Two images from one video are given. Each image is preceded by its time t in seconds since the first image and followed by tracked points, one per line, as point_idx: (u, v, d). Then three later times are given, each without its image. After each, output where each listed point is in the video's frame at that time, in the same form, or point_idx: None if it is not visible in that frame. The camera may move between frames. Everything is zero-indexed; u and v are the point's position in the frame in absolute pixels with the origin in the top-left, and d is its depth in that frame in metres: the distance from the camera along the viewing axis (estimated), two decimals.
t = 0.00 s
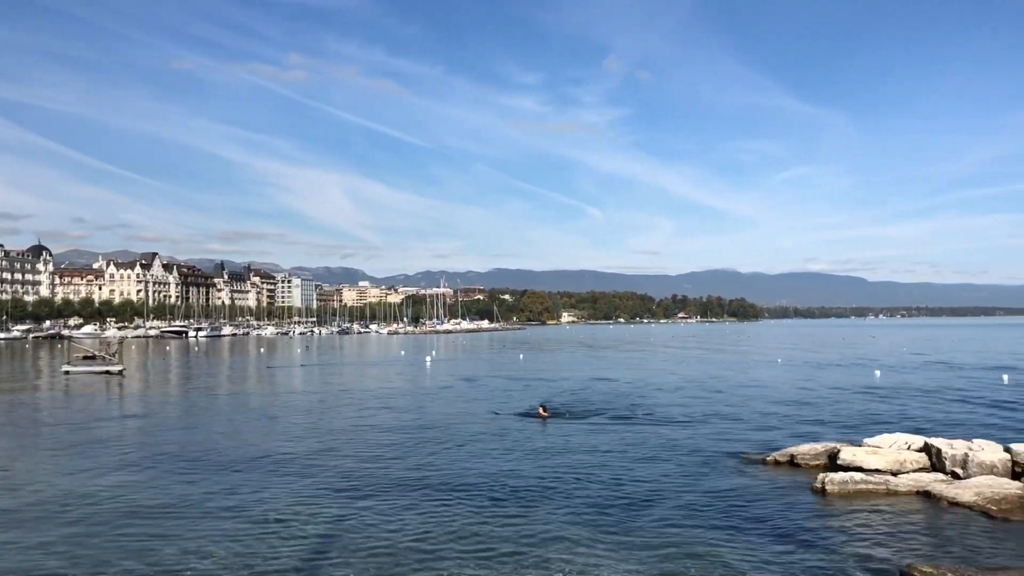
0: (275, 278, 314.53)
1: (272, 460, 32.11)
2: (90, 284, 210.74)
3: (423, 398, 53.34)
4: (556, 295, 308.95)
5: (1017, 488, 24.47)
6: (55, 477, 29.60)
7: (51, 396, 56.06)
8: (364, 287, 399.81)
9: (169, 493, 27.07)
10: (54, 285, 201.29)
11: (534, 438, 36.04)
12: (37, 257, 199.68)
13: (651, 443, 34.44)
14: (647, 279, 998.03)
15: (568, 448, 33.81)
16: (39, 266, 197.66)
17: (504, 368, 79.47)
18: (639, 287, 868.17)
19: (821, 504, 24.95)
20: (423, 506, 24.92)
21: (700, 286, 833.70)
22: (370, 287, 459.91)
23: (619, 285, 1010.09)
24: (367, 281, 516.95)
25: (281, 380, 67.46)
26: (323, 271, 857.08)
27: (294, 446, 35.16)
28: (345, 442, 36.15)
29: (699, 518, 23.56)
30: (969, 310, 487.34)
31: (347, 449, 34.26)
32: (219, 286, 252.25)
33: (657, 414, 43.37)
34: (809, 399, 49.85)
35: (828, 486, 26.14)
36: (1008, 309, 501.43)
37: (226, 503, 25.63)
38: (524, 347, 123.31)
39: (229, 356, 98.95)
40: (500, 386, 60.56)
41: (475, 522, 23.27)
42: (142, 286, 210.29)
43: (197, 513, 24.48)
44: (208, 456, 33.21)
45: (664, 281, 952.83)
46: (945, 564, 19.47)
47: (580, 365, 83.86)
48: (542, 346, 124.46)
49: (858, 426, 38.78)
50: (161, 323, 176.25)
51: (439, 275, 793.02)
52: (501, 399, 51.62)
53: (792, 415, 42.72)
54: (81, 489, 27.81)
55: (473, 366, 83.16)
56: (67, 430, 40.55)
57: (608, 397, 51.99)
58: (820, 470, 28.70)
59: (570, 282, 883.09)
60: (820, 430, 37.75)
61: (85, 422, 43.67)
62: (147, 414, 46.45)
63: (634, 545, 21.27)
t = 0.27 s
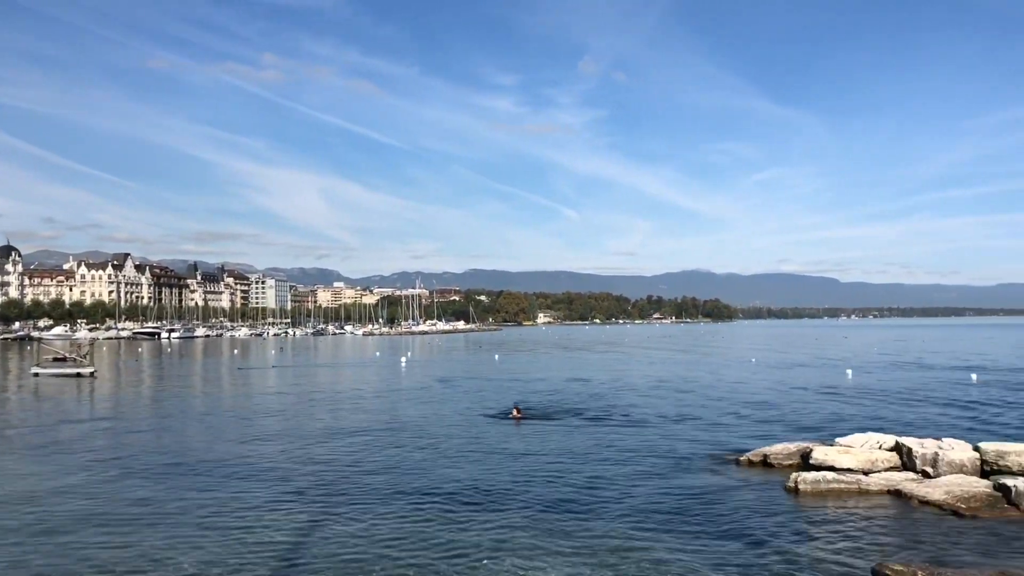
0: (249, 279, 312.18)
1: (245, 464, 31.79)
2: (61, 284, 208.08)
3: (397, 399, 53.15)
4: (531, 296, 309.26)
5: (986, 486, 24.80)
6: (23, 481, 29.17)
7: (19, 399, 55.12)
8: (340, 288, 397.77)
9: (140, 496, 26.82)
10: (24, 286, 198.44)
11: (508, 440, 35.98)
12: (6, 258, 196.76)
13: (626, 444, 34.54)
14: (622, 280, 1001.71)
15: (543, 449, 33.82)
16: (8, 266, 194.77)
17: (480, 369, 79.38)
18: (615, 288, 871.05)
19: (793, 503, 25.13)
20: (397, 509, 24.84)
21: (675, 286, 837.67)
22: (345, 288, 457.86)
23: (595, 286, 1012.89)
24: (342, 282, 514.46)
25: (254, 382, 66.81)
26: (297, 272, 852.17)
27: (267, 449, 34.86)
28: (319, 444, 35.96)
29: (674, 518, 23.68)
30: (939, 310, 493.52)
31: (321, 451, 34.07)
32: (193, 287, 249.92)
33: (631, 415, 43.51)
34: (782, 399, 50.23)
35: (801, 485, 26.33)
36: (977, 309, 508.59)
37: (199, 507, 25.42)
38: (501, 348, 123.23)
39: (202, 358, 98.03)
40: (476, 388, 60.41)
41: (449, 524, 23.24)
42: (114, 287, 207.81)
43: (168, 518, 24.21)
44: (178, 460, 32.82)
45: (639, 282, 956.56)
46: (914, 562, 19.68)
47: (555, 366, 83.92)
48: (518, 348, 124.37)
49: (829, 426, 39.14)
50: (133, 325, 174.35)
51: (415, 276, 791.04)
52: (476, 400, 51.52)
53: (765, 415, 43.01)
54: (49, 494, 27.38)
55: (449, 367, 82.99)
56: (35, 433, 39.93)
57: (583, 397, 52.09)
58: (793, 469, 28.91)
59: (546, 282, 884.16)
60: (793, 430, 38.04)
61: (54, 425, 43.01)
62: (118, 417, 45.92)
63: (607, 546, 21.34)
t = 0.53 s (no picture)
0: (222, 279, 309.64)
1: (217, 465, 31.53)
2: (30, 284, 205.28)
3: (371, 400, 52.92)
4: (507, 296, 309.28)
5: (954, 485, 25.13)
6: None
7: None
8: (314, 288, 395.60)
9: (111, 499, 26.52)
10: None
11: (483, 441, 35.95)
12: None
13: (600, 445, 34.65)
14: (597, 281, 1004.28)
15: (518, 450, 33.84)
16: None
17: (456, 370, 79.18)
18: (590, 288, 873.08)
19: (766, 503, 25.31)
20: (372, 511, 24.73)
21: (650, 286, 841.50)
22: (320, 289, 455.39)
23: (570, 287, 1014.60)
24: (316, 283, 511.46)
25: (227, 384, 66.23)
26: (271, 272, 846.43)
27: (240, 450, 34.59)
28: (292, 445, 35.74)
29: (647, 518, 23.79)
30: (910, 311, 499.43)
31: (294, 453, 33.87)
32: (165, 288, 247.44)
33: (605, 415, 43.63)
34: (755, 399, 50.56)
35: (774, 485, 26.54)
36: (946, 310, 515.33)
37: (171, 509, 25.18)
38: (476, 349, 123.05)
39: (173, 358, 97.02)
40: (451, 389, 60.29)
41: (424, 526, 23.17)
42: (85, 287, 205.27)
43: (139, 520, 23.98)
44: (150, 462, 32.50)
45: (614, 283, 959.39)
46: (886, 560, 19.88)
47: (530, 367, 83.93)
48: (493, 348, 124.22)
49: (801, 426, 39.46)
50: (104, 325, 172.30)
51: (390, 276, 788.39)
52: (451, 401, 51.44)
53: (738, 415, 43.28)
54: (17, 496, 27.00)
55: (424, 368, 82.79)
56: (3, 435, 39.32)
57: (557, 398, 52.17)
58: (766, 470, 29.12)
59: (522, 283, 884.64)
60: (765, 430, 38.31)
61: (23, 427, 42.40)
62: (88, 419, 45.28)
63: (582, 546, 21.41)
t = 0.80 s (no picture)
0: (195, 279, 306.77)
1: (189, 467, 31.20)
2: None
3: (346, 401, 52.65)
4: (483, 297, 308.93)
5: (925, 485, 25.37)
6: None
7: None
8: (289, 287, 392.93)
9: (80, 501, 26.18)
10: None
11: (457, 442, 35.84)
12: None
13: (574, 446, 34.67)
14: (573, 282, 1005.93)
15: (493, 450, 33.78)
16: None
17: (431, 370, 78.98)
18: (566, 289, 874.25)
19: (740, 503, 25.41)
20: (348, 512, 24.61)
21: (625, 287, 843.67)
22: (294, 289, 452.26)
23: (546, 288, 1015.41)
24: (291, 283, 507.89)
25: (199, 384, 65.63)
26: (245, 272, 839.89)
27: (211, 452, 34.27)
28: (265, 446, 35.44)
29: (621, 519, 23.83)
30: (881, 312, 504.55)
31: (267, 454, 33.61)
32: (137, 287, 244.72)
33: (580, 415, 43.67)
34: (729, 400, 50.80)
35: (747, 485, 26.66)
36: (918, 311, 521.25)
37: (141, 511, 24.91)
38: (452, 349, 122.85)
39: (145, 359, 95.97)
40: (426, 389, 60.13)
41: (401, 527, 23.11)
42: (55, 286, 202.55)
43: (109, 522, 23.69)
44: (120, 463, 32.09)
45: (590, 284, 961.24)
46: (856, 560, 20.06)
47: (505, 368, 83.90)
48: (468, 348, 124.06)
49: (773, 427, 39.71)
50: (74, 325, 170.06)
51: (365, 275, 784.60)
52: (425, 402, 51.27)
53: (711, 416, 43.48)
54: None
55: (399, 368, 82.43)
56: None
57: (532, 398, 52.16)
58: (739, 470, 29.26)
59: (498, 283, 883.93)
60: (738, 430, 38.54)
61: None
62: (57, 420, 44.64)
63: (556, 546, 21.42)
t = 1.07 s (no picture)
0: (169, 279, 303.89)
1: (162, 468, 30.90)
2: None
3: (321, 402, 52.39)
4: (460, 298, 308.56)
5: (897, 485, 25.63)
6: None
7: None
8: (264, 287, 390.28)
9: (52, 503, 25.89)
10: None
11: (432, 443, 35.77)
12: None
13: (550, 446, 34.70)
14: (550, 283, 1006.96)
15: (469, 452, 33.74)
16: None
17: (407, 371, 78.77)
18: (543, 290, 874.96)
19: (714, 503, 25.55)
20: (324, 513, 24.53)
21: (602, 288, 845.75)
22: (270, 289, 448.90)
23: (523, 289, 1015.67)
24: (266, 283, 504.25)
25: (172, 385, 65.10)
26: (220, 272, 833.22)
27: (185, 453, 33.95)
28: (240, 448, 35.18)
29: (597, 519, 23.89)
30: (855, 313, 509.11)
31: (241, 456, 33.36)
32: (110, 287, 241.99)
33: (556, 416, 43.72)
34: (704, 401, 51.05)
35: (722, 486, 26.79)
36: (891, 313, 526.48)
37: (114, 513, 24.66)
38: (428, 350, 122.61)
39: (118, 359, 94.95)
40: (402, 390, 60.01)
41: (378, 528, 23.07)
42: (26, 286, 199.86)
43: (81, 524, 23.44)
44: (93, 465, 31.75)
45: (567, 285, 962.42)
46: (829, 559, 20.25)
47: (481, 368, 83.87)
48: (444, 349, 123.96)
49: (748, 427, 39.94)
50: (46, 325, 167.83)
51: (341, 275, 780.81)
52: (401, 403, 51.13)
53: (687, 417, 43.65)
54: None
55: (375, 369, 82.18)
56: None
57: (508, 399, 52.13)
58: (714, 470, 29.40)
59: (475, 284, 882.85)
60: (713, 431, 38.76)
61: None
62: (27, 421, 44.09)
63: (532, 547, 21.44)
